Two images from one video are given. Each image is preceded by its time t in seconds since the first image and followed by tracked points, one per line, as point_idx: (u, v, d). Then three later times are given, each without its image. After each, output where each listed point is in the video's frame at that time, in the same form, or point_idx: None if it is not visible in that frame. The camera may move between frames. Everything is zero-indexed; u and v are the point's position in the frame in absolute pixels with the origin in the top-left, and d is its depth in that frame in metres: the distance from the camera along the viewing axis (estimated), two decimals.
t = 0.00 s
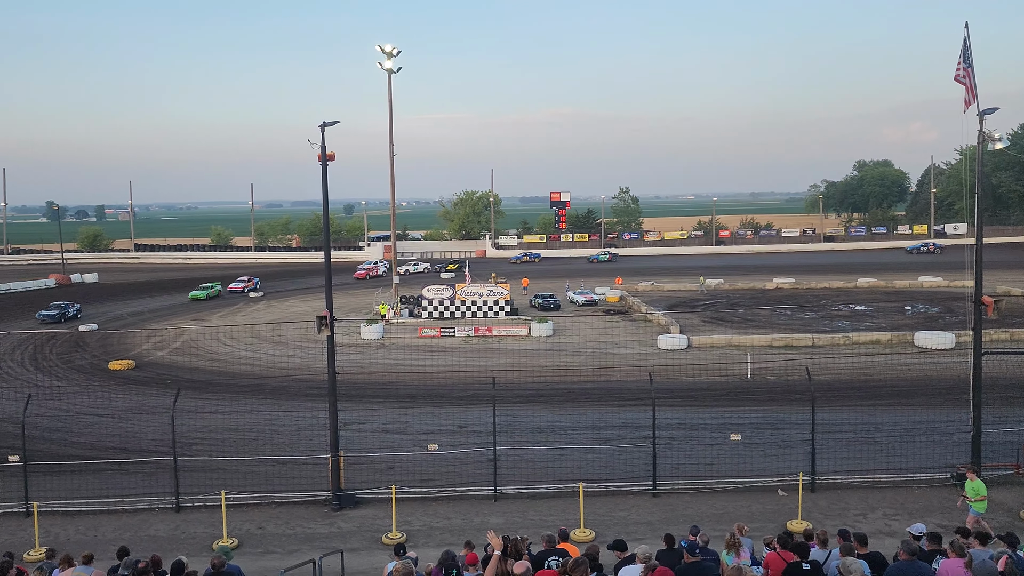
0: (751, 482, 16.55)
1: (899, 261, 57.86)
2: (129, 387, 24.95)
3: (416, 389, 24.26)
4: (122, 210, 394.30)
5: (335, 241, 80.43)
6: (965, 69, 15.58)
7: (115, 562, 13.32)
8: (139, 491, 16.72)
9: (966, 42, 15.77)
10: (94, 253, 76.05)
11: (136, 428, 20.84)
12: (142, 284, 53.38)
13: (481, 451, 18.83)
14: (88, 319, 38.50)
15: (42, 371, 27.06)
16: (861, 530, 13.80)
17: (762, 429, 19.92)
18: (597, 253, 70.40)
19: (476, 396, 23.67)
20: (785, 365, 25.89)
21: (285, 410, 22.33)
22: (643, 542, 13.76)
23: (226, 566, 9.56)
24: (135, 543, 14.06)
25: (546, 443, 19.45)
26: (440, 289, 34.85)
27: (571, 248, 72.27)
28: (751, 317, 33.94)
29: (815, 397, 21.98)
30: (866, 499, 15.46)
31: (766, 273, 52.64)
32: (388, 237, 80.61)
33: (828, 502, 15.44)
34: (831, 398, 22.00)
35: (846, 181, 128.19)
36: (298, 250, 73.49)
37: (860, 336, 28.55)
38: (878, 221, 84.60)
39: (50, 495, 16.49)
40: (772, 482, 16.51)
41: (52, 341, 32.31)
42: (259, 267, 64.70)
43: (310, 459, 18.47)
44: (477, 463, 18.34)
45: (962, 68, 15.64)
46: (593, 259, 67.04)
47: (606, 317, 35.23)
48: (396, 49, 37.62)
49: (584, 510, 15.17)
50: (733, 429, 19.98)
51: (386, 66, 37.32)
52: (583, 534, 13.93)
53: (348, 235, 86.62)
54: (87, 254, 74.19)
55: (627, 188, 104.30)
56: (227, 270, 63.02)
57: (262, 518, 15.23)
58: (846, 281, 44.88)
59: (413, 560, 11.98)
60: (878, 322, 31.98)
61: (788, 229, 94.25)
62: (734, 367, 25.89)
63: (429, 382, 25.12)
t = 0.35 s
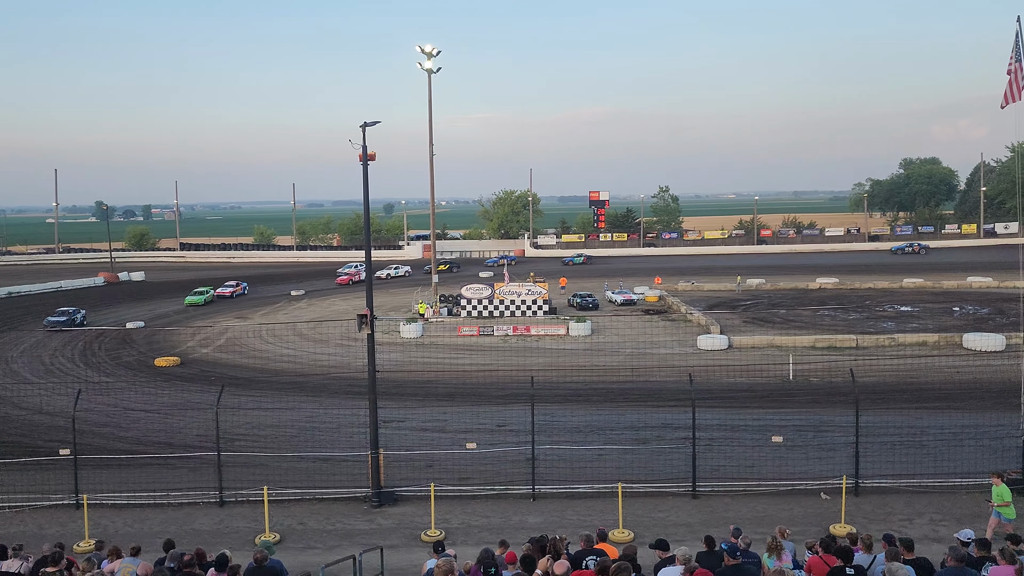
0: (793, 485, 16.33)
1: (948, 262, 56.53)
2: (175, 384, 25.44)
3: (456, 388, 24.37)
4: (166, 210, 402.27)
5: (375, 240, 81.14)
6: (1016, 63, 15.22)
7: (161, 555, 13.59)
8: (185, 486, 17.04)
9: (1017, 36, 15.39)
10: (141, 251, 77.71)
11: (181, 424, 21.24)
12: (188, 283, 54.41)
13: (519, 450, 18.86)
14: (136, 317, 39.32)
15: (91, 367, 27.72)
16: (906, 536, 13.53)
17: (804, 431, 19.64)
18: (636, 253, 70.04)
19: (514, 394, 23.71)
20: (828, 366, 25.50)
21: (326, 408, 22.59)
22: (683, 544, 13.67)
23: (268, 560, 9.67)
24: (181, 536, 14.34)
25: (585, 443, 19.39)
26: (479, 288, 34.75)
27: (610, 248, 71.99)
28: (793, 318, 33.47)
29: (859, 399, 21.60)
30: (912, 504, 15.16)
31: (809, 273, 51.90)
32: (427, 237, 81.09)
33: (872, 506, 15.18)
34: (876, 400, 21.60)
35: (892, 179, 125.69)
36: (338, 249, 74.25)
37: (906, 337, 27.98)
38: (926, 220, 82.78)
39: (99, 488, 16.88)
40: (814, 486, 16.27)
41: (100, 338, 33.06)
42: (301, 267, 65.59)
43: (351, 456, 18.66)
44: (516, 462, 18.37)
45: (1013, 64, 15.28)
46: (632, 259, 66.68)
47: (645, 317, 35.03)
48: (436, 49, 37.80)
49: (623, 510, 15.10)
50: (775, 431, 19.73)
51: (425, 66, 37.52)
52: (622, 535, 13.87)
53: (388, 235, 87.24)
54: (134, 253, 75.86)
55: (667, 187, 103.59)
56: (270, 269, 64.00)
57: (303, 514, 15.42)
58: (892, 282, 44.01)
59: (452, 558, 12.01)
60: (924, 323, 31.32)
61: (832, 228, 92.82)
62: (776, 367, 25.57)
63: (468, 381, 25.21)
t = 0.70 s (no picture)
0: (832, 486, 16.10)
1: (995, 260, 55.24)
2: (215, 379, 25.85)
3: (491, 386, 24.44)
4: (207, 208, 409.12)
5: (411, 238, 81.63)
6: None
7: (202, 547, 13.82)
8: (225, 479, 17.32)
9: None
10: (184, 249, 79.13)
11: (221, 419, 21.58)
12: (229, 280, 55.28)
13: (555, 448, 18.85)
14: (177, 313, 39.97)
15: (134, 362, 28.30)
16: (950, 540, 13.26)
17: (845, 432, 19.34)
18: (673, 251, 69.55)
19: (550, 392, 23.70)
20: (869, 366, 25.08)
21: (363, 404, 22.79)
22: (720, 544, 13.56)
23: (306, 554, 9.76)
24: (221, 529, 14.57)
25: (621, 442, 19.32)
26: (515, 286, 34.66)
27: (646, 246, 71.57)
28: (833, 318, 32.98)
29: (901, 400, 21.21)
30: (956, 507, 14.86)
31: (850, 272, 51.10)
32: (462, 235, 81.41)
33: (915, 509, 14.90)
34: (919, 401, 21.20)
35: (937, 176, 123.17)
36: (376, 246, 74.82)
37: (950, 338, 27.40)
38: (971, 218, 80.95)
39: (143, 481, 17.23)
40: (855, 487, 16.02)
41: (144, 333, 33.69)
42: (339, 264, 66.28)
43: (387, 452, 18.79)
44: (552, 460, 18.37)
45: None
46: (669, 257, 66.25)
47: (682, 316, 34.76)
48: (472, 48, 37.91)
49: (659, 509, 15.01)
50: (814, 431, 19.47)
51: (461, 64, 37.65)
52: (658, 534, 13.79)
53: (424, 233, 87.72)
54: (177, 250, 77.27)
55: (705, 184, 102.65)
56: (308, 267, 64.74)
57: (341, 509, 15.58)
58: (936, 280, 43.13)
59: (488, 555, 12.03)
60: (970, 323, 30.64)
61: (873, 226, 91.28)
62: (816, 367, 25.22)
63: (504, 378, 25.24)
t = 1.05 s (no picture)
0: (872, 486, 15.85)
1: None
2: (254, 373, 26.24)
3: (526, 382, 24.45)
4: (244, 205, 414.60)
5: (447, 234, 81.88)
6: None
7: (241, 538, 14.05)
8: (264, 472, 17.59)
9: None
10: (224, 244, 80.32)
11: (260, 412, 21.90)
12: (267, 275, 55.98)
13: (589, 445, 18.82)
14: (217, 309, 40.50)
15: (176, 356, 28.82)
16: (993, 542, 13.00)
17: (885, 431, 19.04)
18: (709, 247, 68.92)
19: (584, 389, 23.63)
20: (911, 365, 24.63)
21: (398, 399, 22.96)
22: (757, 543, 13.44)
23: (342, 548, 9.77)
24: (259, 521, 14.79)
25: (656, 439, 19.23)
26: (550, 282, 34.66)
27: (682, 242, 71.02)
28: (874, 315, 32.42)
29: (944, 400, 20.80)
30: (1000, 509, 14.54)
31: (891, 269, 50.18)
32: (497, 231, 81.48)
33: (957, 510, 14.62)
34: (962, 401, 20.78)
35: (982, 170, 120.36)
36: (411, 242, 75.24)
37: (995, 337, 26.79)
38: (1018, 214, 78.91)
39: (184, 473, 17.57)
40: (895, 488, 15.76)
41: (184, 328, 34.26)
42: (376, 260, 66.76)
43: (422, 447, 18.91)
44: (586, 457, 18.34)
45: None
46: (705, 254, 65.68)
47: (719, 313, 34.42)
48: (507, 44, 37.90)
49: (695, 507, 14.91)
50: (854, 430, 19.19)
51: (497, 61, 37.65)
52: (692, 532, 13.70)
53: (459, 229, 88.00)
54: (217, 246, 78.47)
55: (743, 180, 101.53)
56: (344, 262, 65.32)
57: (376, 503, 15.72)
58: (981, 278, 42.16)
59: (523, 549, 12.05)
60: (1015, 322, 29.91)
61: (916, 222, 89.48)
62: (856, 366, 24.82)
63: (539, 375, 25.24)
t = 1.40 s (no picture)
0: (911, 485, 15.60)
1: None
2: (290, 367, 26.55)
3: (560, 377, 24.43)
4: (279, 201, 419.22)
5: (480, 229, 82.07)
6: None
7: (278, 529, 14.25)
8: (300, 465, 17.80)
9: None
10: (261, 240, 81.36)
11: (295, 406, 22.13)
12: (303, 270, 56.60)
13: (623, 441, 18.77)
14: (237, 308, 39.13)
15: (213, 350, 29.27)
16: None
17: (925, 429, 18.71)
18: (744, 242, 68.22)
19: (618, 385, 23.55)
20: (952, 362, 24.17)
21: (432, 393, 23.09)
22: (793, 541, 13.29)
23: (379, 540, 9.82)
24: (295, 513, 14.97)
25: (690, 435, 19.11)
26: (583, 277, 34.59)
27: (717, 237, 70.37)
28: (914, 312, 31.84)
29: (987, 399, 20.37)
30: None
31: (931, 264, 49.29)
32: (530, 226, 81.49)
33: (1001, 511, 14.32)
34: (1006, 399, 20.33)
35: None
36: (445, 237, 75.51)
37: None
38: None
39: (222, 465, 17.84)
40: (935, 487, 15.49)
41: (222, 322, 34.75)
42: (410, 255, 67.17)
43: (456, 441, 18.99)
44: (619, 452, 18.29)
45: None
46: (740, 249, 65.06)
47: (754, 309, 34.07)
48: (541, 38, 37.84)
49: (729, 505, 14.79)
50: (893, 428, 18.89)
51: (530, 55, 37.62)
52: (726, 529, 13.60)
53: (493, 224, 88.17)
54: (254, 241, 79.51)
55: (779, 174, 100.38)
56: (379, 257, 65.82)
57: (411, 496, 15.83)
58: None
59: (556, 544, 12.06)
60: None
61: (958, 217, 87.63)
62: (895, 363, 24.42)
63: (572, 370, 25.20)
